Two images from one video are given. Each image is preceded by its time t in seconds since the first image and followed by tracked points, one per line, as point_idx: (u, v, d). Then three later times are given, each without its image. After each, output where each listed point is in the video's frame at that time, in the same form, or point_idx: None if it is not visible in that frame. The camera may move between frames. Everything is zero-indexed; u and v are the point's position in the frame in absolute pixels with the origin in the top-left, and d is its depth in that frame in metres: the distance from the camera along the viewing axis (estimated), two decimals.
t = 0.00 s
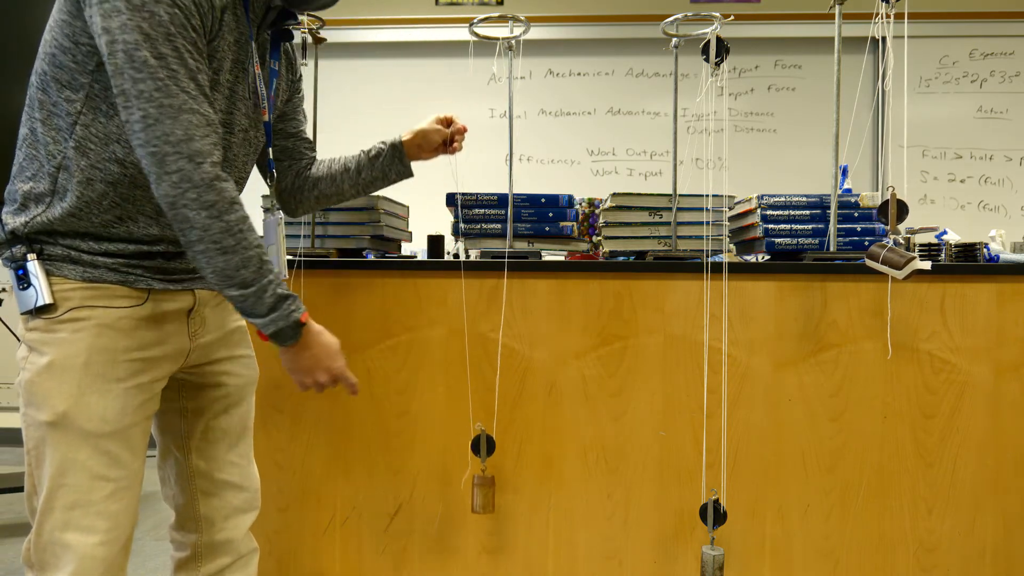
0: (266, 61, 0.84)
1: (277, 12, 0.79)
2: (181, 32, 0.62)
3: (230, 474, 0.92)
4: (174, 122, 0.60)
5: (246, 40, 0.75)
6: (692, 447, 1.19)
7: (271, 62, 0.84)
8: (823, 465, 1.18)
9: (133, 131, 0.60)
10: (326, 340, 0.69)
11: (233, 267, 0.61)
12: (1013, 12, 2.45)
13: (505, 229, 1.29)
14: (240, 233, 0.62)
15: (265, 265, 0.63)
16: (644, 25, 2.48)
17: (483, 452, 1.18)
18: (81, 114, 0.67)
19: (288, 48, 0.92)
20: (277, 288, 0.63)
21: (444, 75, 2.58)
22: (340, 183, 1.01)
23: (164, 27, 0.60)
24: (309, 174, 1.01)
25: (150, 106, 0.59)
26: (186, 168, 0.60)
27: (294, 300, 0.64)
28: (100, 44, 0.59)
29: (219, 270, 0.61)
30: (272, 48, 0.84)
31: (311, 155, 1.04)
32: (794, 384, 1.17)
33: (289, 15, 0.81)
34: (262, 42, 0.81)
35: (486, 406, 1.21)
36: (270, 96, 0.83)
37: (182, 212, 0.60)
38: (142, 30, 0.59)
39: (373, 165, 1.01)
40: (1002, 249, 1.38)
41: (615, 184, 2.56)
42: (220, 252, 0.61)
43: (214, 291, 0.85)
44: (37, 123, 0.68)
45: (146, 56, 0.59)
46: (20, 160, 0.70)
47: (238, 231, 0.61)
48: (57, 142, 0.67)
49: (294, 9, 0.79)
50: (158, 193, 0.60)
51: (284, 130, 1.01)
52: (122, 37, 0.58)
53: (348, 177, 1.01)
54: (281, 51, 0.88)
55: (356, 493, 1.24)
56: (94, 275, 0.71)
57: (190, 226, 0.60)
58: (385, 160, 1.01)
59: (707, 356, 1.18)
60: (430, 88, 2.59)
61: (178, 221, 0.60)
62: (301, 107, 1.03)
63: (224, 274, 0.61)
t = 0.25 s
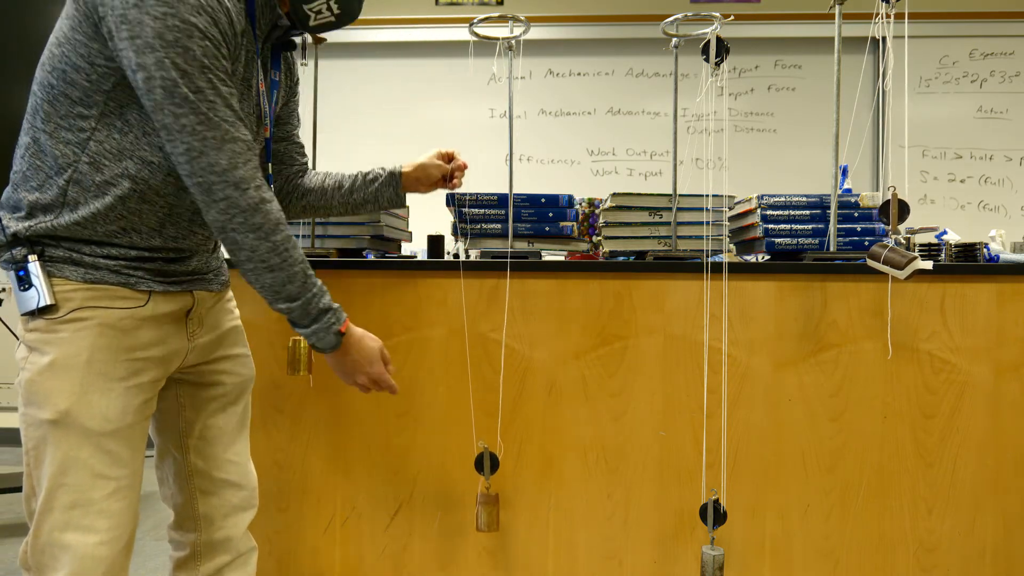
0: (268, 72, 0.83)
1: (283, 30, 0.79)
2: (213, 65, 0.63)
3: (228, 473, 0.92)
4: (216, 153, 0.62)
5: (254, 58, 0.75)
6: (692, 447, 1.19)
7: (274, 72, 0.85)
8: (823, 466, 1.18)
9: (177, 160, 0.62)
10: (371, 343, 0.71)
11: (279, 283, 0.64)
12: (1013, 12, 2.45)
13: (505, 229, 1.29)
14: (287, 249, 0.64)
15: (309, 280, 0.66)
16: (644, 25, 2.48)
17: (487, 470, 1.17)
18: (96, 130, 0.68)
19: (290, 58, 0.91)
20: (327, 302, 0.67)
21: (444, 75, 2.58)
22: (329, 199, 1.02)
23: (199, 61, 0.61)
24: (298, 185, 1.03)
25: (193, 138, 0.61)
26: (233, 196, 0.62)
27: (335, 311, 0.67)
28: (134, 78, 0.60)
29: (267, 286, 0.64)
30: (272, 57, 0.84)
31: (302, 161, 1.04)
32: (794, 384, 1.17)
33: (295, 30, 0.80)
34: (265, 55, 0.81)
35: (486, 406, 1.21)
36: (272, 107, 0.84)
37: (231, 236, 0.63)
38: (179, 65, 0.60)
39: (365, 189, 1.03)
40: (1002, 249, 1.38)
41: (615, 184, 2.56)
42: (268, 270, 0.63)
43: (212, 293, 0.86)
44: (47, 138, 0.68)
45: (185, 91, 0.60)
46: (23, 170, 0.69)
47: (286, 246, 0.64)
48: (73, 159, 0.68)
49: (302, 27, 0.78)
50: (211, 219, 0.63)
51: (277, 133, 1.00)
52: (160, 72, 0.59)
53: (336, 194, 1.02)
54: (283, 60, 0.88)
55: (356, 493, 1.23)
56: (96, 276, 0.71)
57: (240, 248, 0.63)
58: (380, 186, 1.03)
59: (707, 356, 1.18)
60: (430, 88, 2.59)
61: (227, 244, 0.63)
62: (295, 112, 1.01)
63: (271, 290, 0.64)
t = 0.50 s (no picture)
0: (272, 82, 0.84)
1: (290, 44, 0.80)
2: (242, 90, 0.65)
3: (228, 472, 0.92)
4: (246, 176, 0.64)
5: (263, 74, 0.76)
6: (692, 447, 1.19)
7: (276, 81, 0.84)
8: (823, 465, 1.18)
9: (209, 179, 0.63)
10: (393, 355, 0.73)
11: (309, 293, 0.67)
12: (1013, 12, 2.45)
13: (505, 229, 1.29)
14: (315, 262, 0.67)
15: (337, 288, 0.68)
16: (644, 25, 2.49)
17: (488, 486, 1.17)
18: (110, 146, 0.68)
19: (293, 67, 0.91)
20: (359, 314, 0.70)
21: (444, 74, 2.58)
22: (327, 211, 1.03)
23: (228, 88, 0.63)
24: (298, 189, 1.04)
25: (225, 162, 0.63)
26: (264, 217, 0.64)
27: (363, 322, 0.70)
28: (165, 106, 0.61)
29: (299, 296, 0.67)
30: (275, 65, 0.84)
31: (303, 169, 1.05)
32: (794, 384, 1.17)
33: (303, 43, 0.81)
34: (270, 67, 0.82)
35: (486, 406, 1.21)
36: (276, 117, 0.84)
37: (263, 252, 0.65)
38: (209, 93, 0.62)
39: (363, 206, 1.04)
40: (1002, 249, 1.37)
41: (615, 184, 2.56)
42: (298, 282, 0.66)
43: (212, 294, 0.87)
44: (59, 151, 0.67)
45: (215, 119, 0.62)
46: (29, 180, 0.69)
47: (315, 258, 0.67)
48: (87, 173, 0.68)
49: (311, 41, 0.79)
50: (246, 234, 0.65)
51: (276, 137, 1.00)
52: (192, 100, 0.61)
53: (335, 202, 1.03)
54: (286, 68, 0.88)
55: (356, 493, 1.24)
56: (101, 280, 0.71)
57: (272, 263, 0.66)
58: (381, 206, 1.05)
59: (707, 356, 1.18)
60: (430, 88, 2.59)
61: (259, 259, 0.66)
62: (294, 113, 1.00)
63: (303, 300, 0.67)
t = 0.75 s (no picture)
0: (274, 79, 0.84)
1: (292, 38, 0.81)
2: (226, 85, 0.64)
3: (228, 472, 0.92)
4: (228, 170, 0.63)
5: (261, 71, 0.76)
6: (692, 446, 1.19)
7: (279, 79, 0.85)
8: (823, 465, 1.18)
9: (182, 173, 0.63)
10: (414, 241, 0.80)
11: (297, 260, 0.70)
12: (1013, 12, 2.45)
13: (505, 229, 1.29)
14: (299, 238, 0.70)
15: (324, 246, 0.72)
16: (644, 25, 2.48)
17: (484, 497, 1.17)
18: (104, 142, 0.68)
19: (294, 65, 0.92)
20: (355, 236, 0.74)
21: (444, 74, 2.58)
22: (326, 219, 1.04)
23: (212, 83, 0.63)
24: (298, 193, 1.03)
25: (212, 156, 0.62)
26: (236, 211, 0.65)
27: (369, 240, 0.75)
28: (147, 99, 0.61)
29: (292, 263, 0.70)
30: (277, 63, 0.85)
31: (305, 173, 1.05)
32: (794, 384, 1.17)
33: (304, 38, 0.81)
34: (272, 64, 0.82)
35: (486, 406, 1.21)
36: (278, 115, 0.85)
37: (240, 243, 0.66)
38: (195, 86, 0.62)
39: (363, 218, 1.04)
40: (1002, 249, 1.37)
41: (615, 184, 2.56)
42: (284, 253, 0.69)
43: (213, 294, 0.87)
44: (54, 148, 0.67)
45: (198, 113, 0.62)
46: (28, 177, 0.69)
47: (297, 239, 0.70)
48: (82, 170, 0.67)
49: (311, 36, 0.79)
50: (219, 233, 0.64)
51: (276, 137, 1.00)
52: (174, 94, 0.61)
53: (336, 211, 1.04)
54: (287, 66, 0.89)
55: (356, 493, 1.24)
56: (104, 279, 0.71)
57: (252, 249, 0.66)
58: (381, 220, 1.05)
59: (707, 356, 1.18)
60: (431, 88, 2.59)
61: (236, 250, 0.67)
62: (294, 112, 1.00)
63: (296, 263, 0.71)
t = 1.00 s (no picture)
0: (273, 74, 0.85)
1: (289, 31, 0.81)
2: (211, 71, 0.65)
3: (229, 472, 0.92)
4: (212, 154, 0.63)
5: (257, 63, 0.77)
6: (692, 446, 1.19)
7: (278, 75, 0.85)
8: (823, 465, 1.18)
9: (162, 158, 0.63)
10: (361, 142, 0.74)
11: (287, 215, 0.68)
12: (1013, 12, 2.45)
13: (505, 230, 1.29)
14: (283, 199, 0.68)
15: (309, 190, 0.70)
16: (644, 25, 2.48)
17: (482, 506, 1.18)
18: (97, 136, 0.68)
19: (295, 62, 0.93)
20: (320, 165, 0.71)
21: (444, 74, 2.58)
22: (329, 228, 1.03)
23: (197, 67, 0.63)
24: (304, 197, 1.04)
25: (197, 143, 0.62)
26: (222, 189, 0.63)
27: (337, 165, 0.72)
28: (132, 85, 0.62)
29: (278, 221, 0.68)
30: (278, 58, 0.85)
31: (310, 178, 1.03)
32: (794, 384, 1.17)
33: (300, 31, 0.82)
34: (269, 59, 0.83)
35: (486, 406, 1.21)
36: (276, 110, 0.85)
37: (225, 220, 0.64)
38: (179, 69, 0.62)
39: (364, 233, 1.05)
40: (1002, 249, 1.37)
41: (615, 184, 2.56)
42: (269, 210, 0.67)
43: (215, 293, 0.87)
44: (49, 143, 0.68)
45: (183, 97, 0.62)
46: (27, 175, 0.69)
47: (275, 195, 0.67)
48: (75, 164, 0.67)
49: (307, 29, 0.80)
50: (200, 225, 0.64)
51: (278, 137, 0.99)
52: (159, 81, 0.61)
53: (337, 221, 1.03)
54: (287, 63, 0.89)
55: (356, 493, 1.24)
56: (103, 278, 0.71)
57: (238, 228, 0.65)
58: (382, 236, 1.06)
59: (707, 356, 1.18)
60: (431, 88, 2.59)
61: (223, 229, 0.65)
62: (298, 113, 1.00)
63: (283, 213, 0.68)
